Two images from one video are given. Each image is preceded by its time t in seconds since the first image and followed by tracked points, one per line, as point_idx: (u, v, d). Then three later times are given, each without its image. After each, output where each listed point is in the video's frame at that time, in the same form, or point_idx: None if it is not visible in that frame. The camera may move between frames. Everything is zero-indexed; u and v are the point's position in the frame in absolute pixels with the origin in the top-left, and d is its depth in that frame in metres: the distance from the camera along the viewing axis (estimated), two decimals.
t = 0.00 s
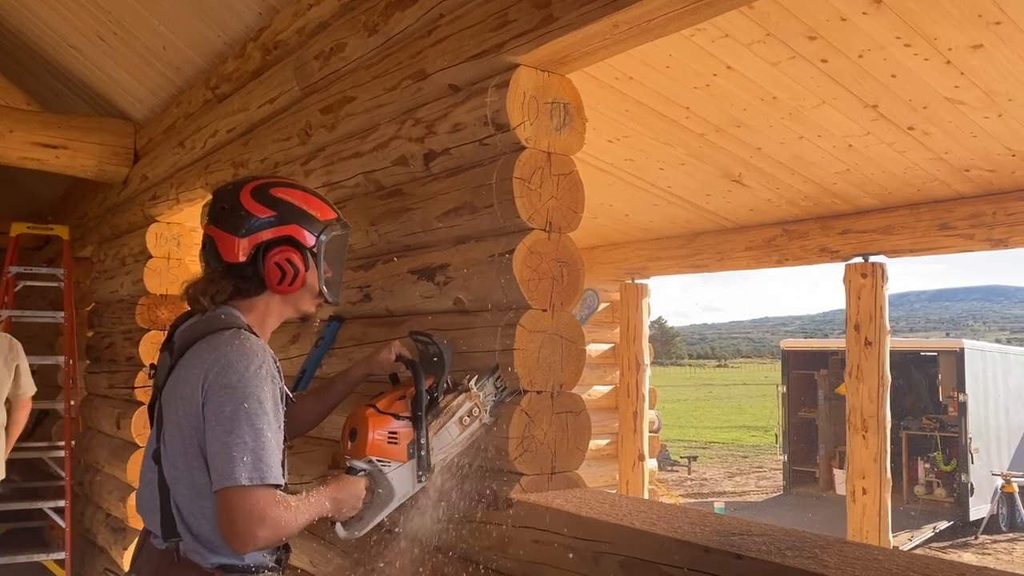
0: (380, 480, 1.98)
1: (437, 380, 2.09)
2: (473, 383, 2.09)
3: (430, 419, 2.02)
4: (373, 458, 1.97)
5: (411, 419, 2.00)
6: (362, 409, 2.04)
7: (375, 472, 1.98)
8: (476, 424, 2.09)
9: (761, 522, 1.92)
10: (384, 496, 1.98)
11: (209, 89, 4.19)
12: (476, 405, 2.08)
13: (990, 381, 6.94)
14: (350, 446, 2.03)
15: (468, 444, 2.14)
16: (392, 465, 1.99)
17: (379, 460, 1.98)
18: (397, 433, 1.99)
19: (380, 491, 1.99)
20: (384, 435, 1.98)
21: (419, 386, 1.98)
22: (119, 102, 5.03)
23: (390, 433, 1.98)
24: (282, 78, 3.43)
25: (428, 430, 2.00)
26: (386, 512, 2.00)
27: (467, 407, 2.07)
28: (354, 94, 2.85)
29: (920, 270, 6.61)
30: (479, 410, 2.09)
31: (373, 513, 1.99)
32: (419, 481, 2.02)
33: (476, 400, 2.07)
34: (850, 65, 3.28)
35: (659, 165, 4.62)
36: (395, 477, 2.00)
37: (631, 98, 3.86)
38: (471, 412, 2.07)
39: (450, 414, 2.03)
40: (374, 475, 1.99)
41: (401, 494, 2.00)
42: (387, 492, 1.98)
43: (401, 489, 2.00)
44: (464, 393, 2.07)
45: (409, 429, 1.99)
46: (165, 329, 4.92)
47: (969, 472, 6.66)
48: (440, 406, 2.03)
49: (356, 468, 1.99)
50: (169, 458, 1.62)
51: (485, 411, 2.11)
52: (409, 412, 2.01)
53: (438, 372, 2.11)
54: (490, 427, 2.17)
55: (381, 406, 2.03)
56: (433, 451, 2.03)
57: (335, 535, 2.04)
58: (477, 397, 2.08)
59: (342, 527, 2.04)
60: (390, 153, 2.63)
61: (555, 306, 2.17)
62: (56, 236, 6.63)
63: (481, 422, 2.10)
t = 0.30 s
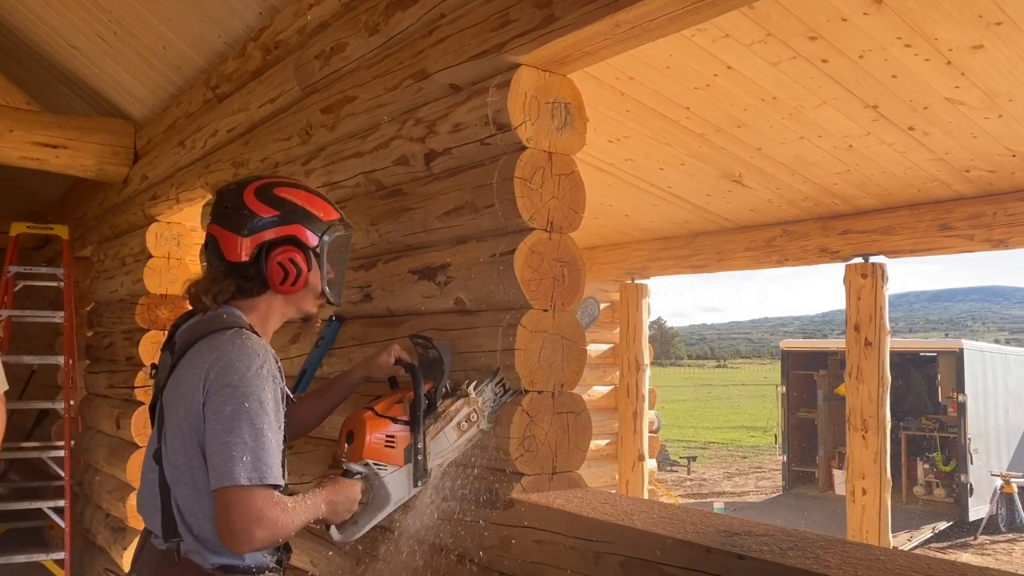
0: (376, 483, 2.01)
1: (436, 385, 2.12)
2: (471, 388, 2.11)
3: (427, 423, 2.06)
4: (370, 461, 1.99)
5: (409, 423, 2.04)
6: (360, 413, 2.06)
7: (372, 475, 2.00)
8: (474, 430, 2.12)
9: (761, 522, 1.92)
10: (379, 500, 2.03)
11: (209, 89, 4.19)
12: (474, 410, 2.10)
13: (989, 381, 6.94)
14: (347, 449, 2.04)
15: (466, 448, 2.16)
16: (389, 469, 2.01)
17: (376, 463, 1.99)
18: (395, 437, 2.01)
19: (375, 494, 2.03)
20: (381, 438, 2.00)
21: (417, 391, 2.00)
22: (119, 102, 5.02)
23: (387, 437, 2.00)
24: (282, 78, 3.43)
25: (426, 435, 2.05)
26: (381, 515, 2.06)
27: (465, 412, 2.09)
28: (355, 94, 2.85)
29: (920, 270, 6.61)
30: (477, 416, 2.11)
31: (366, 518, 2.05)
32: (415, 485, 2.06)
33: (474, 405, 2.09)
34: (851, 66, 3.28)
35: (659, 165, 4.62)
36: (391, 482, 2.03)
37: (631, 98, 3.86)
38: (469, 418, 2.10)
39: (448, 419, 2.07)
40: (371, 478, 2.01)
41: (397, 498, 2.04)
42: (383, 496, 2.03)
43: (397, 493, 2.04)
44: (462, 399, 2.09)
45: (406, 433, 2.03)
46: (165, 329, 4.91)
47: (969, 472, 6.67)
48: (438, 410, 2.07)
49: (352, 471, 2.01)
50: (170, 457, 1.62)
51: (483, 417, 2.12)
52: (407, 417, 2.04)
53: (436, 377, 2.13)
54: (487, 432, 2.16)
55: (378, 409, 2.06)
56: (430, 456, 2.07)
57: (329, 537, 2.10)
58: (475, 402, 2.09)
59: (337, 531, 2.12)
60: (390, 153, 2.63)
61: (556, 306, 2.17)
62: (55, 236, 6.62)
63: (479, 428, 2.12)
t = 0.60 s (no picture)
0: (377, 488, 1.97)
1: (438, 391, 2.07)
2: (473, 394, 2.10)
3: (429, 429, 2.03)
4: (371, 465, 1.96)
5: (410, 428, 2.00)
6: (361, 417, 2.04)
7: (372, 480, 1.96)
8: (475, 436, 2.10)
9: (763, 525, 1.93)
10: (379, 504, 1.99)
11: (210, 90, 4.20)
12: (475, 416, 2.09)
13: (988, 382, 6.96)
14: (348, 454, 2.03)
15: (465, 454, 2.15)
16: (389, 474, 1.98)
17: (376, 468, 1.97)
18: (395, 441, 1.99)
19: (376, 499, 1.99)
20: (382, 442, 1.98)
21: (418, 397, 1.95)
22: (120, 102, 5.03)
23: (387, 442, 1.98)
24: (284, 79, 3.44)
25: (427, 440, 2.01)
26: (381, 520, 2.01)
27: (466, 418, 2.08)
28: (356, 95, 2.85)
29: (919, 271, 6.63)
30: (478, 421, 2.10)
31: (366, 522, 2.01)
32: (415, 490, 2.01)
33: (476, 411, 2.09)
34: (852, 68, 3.28)
35: (660, 166, 4.62)
36: (392, 487, 1.98)
37: (632, 99, 3.86)
38: (471, 424, 2.08)
39: (449, 425, 2.05)
40: (371, 483, 1.97)
41: (397, 503, 2.00)
42: (383, 501, 1.98)
43: (397, 498, 2.00)
44: (464, 404, 2.08)
45: (407, 438, 1.99)
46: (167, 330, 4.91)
47: (968, 473, 6.67)
48: (440, 416, 2.04)
49: (352, 476, 1.97)
50: (173, 458, 1.62)
51: (484, 423, 2.12)
52: (408, 422, 2.01)
53: (439, 383, 2.08)
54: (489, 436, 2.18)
55: (380, 414, 2.04)
56: (430, 462, 2.03)
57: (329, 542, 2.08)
58: (477, 408, 2.09)
59: (337, 534, 2.07)
60: (392, 155, 2.63)
61: (558, 308, 2.17)
62: (55, 236, 6.62)
63: (480, 434, 2.12)
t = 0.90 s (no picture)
0: (367, 497, 1.96)
1: (430, 400, 2.10)
2: (465, 402, 2.10)
3: (421, 437, 2.04)
4: (362, 474, 1.96)
5: (401, 437, 2.01)
6: (352, 425, 2.03)
7: (363, 489, 1.96)
8: (468, 444, 2.10)
9: (762, 525, 1.92)
10: (370, 514, 1.98)
11: (209, 89, 4.19)
12: (468, 424, 2.09)
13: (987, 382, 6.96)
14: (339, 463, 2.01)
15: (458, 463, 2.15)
16: (380, 483, 1.98)
17: (367, 477, 1.96)
18: (387, 450, 1.99)
19: (366, 508, 1.98)
20: (374, 451, 1.97)
21: (411, 406, 1.97)
22: (119, 102, 5.02)
23: (379, 450, 1.97)
24: (282, 78, 3.43)
25: (419, 449, 2.02)
26: (371, 528, 2.01)
27: (459, 427, 2.08)
28: (355, 95, 2.85)
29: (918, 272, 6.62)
30: (470, 430, 2.10)
31: (357, 531, 2.03)
32: (406, 499, 2.02)
33: (468, 420, 2.09)
34: (851, 68, 3.28)
35: (659, 166, 4.62)
36: (383, 496, 1.98)
37: (632, 99, 3.86)
38: (464, 432, 2.09)
39: (442, 433, 2.05)
40: (361, 492, 1.96)
41: (387, 513, 2.00)
42: (374, 511, 1.98)
43: (388, 508, 2.00)
44: (456, 413, 2.08)
45: (398, 447, 2.00)
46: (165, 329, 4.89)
47: (967, 474, 6.67)
48: (432, 425, 2.04)
49: (342, 485, 1.95)
50: (169, 457, 1.62)
51: (477, 431, 2.12)
52: (400, 430, 2.02)
53: (431, 392, 2.11)
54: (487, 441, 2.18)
55: (372, 422, 2.03)
56: (423, 470, 2.04)
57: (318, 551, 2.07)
58: (469, 417, 2.09)
59: (326, 544, 2.07)
60: (391, 155, 2.63)
61: (556, 308, 2.17)
62: (54, 235, 6.62)
63: (472, 442, 2.12)
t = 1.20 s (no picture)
0: (361, 501, 1.99)
1: (425, 403, 2.07)
2: (460, 406, 2.10)
3: (416, 441, 2.04)
4: (356, 477, 1.99)
5: (396, 441, 2.01)
6: (347, 427, 2.06)
7: (356, 492, 1.98)
8: (463, 449, 2.11)
9: (758, 524, 1.92)
10: (363, 517, 2.00)
11: (207, 88, 4.19)
12: (463, 428, 2.09)
13: (985, 382, 6.95)
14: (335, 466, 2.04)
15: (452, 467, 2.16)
16: (374, 486, 2.00)
17: (360, 480, 1.99)
18: (381, 454, 2.00)
19: (360, 511, 2.00)
20: (368, 455, 1.99)
21: (405, 409, 1.95)
22: (117, 101, 5.02)
23: (373, 454, 1.99)
24: (280, 77, 3.43)
25: (413, 453, 2.02)
26: (365, 531, 2.03)
27: (454, 431, 2.08)
28: (353, 94, 2.85)
29: (917, 272, 6.62)
30: (466, 434, 2.10)
31: (350, 535, 2.05)
32: (400, 503, 2.04)
33: (463, 424, 2.09)
34: (849, 67, 3.28)
35: (657, 166, 4.62)
36: (377, 499, 2.01)
37: (630, 99, 3.86)
38: (458, 437, 2.09)
39: (437, 437, 2.05)
40: (355, 495, 1.99)
41: (382, 516, 2.02)
42: (367, 514, 2.00)
43: (382, 511, 2.02)
44: (451, 417, 2.08)
45: (393, 450, 2.00)
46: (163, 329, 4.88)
47: (965, 474, 6.66)
48: (427, 429, 2.05)
49: (337, 487, 1.99)
50: (163, 456, 1.62)
51: (472, 436, 2.12)
52: (395, 434, 2.02)
53: (426, 395, 2.07)
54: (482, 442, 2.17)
55: (366, 426, 2.05)
56: (417, 474, 2.05)
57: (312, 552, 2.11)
58: (465, 421, 2.09)
59: (320, 546, 2.11)
60: (389, 153, 2.62)
61: (554, 307, 2.17)
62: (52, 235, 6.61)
63: (468, 446, 2.12)
